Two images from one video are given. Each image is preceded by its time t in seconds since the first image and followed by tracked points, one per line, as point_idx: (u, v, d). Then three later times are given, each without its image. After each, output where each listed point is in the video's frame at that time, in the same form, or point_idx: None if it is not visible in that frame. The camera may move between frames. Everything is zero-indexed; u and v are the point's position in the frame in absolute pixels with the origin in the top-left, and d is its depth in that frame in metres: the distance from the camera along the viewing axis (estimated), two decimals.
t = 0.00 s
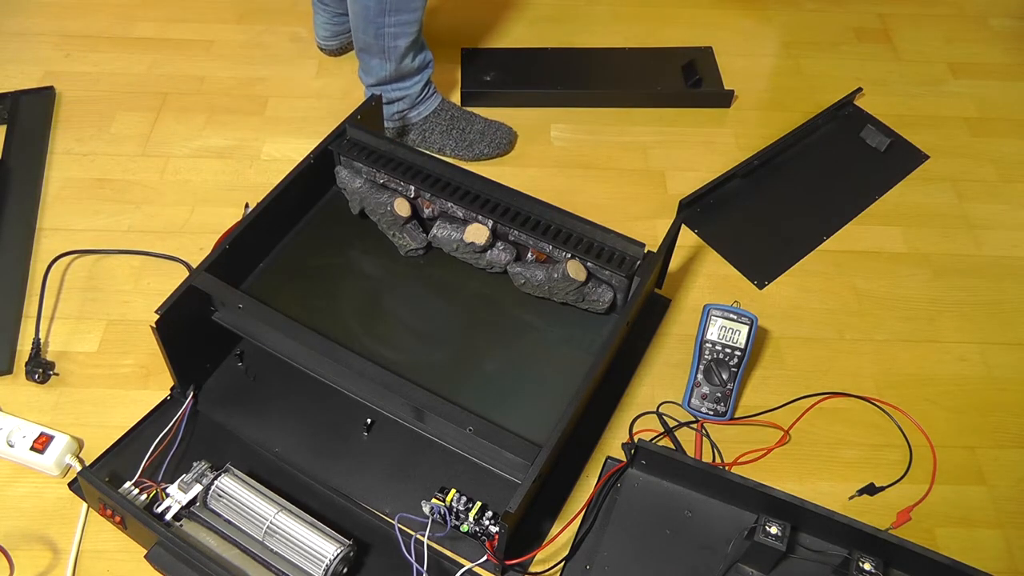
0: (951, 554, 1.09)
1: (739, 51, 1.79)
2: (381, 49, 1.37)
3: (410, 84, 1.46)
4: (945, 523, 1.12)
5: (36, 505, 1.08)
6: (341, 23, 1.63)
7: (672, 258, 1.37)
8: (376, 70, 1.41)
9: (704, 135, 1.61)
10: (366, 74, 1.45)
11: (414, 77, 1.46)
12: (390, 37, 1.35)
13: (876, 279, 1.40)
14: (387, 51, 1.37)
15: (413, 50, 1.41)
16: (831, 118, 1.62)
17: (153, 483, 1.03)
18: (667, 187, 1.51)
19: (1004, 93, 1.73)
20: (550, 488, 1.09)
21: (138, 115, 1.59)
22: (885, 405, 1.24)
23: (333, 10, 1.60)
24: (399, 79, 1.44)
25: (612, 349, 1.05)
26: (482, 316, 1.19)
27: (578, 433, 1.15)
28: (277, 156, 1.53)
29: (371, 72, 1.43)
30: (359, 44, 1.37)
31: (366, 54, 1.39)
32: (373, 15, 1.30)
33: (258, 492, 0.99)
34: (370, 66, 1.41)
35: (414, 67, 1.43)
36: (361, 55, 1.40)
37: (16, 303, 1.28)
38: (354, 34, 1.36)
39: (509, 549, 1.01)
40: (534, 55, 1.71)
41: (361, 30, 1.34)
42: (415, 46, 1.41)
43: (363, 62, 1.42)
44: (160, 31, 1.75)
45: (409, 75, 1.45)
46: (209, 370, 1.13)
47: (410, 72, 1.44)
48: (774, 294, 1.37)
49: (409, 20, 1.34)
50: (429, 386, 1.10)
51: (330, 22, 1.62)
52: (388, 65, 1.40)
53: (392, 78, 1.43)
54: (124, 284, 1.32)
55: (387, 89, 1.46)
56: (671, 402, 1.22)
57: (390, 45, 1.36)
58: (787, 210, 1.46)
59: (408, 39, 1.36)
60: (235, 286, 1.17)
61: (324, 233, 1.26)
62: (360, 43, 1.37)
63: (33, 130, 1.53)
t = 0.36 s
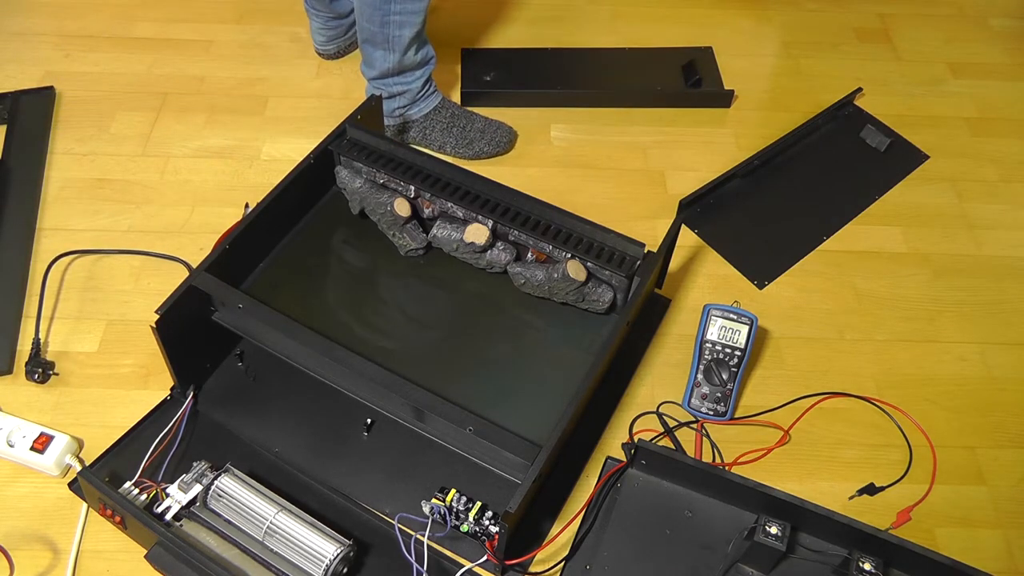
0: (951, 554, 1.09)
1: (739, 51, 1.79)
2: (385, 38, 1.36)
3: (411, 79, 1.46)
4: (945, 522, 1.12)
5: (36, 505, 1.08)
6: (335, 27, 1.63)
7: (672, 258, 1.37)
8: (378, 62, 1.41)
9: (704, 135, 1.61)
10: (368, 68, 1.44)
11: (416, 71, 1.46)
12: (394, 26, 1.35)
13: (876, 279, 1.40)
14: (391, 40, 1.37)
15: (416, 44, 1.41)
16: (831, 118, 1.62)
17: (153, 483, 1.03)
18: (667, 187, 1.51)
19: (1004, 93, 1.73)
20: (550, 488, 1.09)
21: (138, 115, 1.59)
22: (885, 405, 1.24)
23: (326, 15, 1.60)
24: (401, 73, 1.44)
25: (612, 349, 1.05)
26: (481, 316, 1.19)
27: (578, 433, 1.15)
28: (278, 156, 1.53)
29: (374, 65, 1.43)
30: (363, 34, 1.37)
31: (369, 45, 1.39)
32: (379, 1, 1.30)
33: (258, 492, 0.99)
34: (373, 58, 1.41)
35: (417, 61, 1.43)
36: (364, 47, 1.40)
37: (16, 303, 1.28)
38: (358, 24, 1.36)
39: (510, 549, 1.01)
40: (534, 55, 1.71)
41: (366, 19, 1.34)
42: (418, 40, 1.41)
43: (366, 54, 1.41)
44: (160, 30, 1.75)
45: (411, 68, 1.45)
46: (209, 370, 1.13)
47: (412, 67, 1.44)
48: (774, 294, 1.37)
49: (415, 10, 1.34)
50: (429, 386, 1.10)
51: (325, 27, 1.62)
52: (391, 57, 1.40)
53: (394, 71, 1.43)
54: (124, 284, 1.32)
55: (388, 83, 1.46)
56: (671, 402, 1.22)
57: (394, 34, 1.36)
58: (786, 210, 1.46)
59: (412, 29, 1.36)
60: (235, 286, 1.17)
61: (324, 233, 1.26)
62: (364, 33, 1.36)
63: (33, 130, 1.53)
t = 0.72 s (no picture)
0: (951, 554, 1.09)
1: (738, 51, 1.79)
2: (395, 26, 1.36)
3: (415, 70, 1.45)
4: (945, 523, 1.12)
5: (36, 505, 1.08)
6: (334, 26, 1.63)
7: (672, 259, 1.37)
8: (384, 52, 1.41)
9: (704, 135, 1.61)
10: (373, 58, 1.43)
11: (418, 64, 1.46)
12: (404, 13, 1.35)
13: (876, 279, 1.40)
14: (401, 27, 1.37)
15: (422, 35, 1.41)
16: (831, 118, 1.62)
17: (153, 483, 1.03)
18: (667, 187, 1.51)
19: (1004, 93, 1.73)
20: (550, 488, 1.09)
21: (137, 115, 1.59)
22: (885, 405, 1.24)
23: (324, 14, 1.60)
24: (405, 64, 1.44)
25: (612, 349, 1.05)
26: (482, 316, 1.19)
27: (579, 433, 1.15)
28: (278, 156, 1.53)
29: (380, 54, 1.42)
30: (371, 24, 1.36)
31: (376, 35, 1.38)
32: None
33: (258, 492, 0.99)
34: (380, 47, 1.40)
35: (421, 52, 1.43)
36: (371, 36, 1.39)
37: (16, 303, 1.28)
38: (366, 13, 1.35)
39: (509, 549, 1.01)
40: (534, 55, 1.71)
41: (376, 7, 1.34)
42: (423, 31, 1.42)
43: (373, 43, 1.40)
44: (161, 30, 1.75)
45: (415, 60, 1.44)
46: (209, 370, 1.13)
47: (416, 58, 1.44)
48: (774, 294, 1.37)
49: None
50: (429, 386, 1.10)
51: (322, 26, 1.62)
52: (398, 46, 1.40)
53: (401, 61, 1.42)
54: (124, 284, 1.32)
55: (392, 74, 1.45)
56: (671, 402, 1.22)
57: (404, 21, 1.36)
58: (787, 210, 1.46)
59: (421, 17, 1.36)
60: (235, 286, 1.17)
61: (324, 234, 1.26)
62: (373, 22, 1.36)
63: (33, 130, 1.53)
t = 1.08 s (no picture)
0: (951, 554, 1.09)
1: (739, 51, 1.79)
2: (399, 20, 1.37)
3: (418, 66, 1.45)
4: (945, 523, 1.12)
5: (36, 505, 1.08)
6: (334, 26, 1.63)
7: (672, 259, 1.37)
8: (387, 48, 1.41)
9: (704, 135, 1.61)
10: (377, 53, 1.43)
11: (420, 60, 1.45)
12: (408, 7, 1.35)
13: (876, 279, 1.40)
14: (405, 22, 1.37)
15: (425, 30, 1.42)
16: (831, 118, 1.62)
17: (153, 483, 1.03)
18: (667, 187, 1.51)
19: (1004, 93, 1.73)
20: (550, 488, 1.09)
21: (137, 115, 1.59)
22: (885, 405, 1.24)
23: (323, 15, 1.60)
24: (407, 60, 1.44)
25: (612, 349, 1.05)
26: (482, 315, 1.19)
27: (579, 433, 1.15)
28: (278, 156, 1.53)
29: (383, 50, 1.42)
30: (375, 19, 1.37)
31: (380, 30, 1.38)
32: None
33: (258, 492, 0.99)
34: (383, 43, 1.41)
35: (423, 48, 1.43)
36: (374, 31, 1.39)
37: (16, 303, 1.28)
38: (370, 8, 1.36)
39: (509, 549, 1.01)
40: (534, 55, 1.71)
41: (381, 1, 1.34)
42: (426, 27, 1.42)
43: (376, 38, 1.41)
44: (161, 30, 1.75)
45: (417, 56, 1.44)
46: (209, 370, 1.14)
47: (419, 54, 1.44)
48: (774, 294, 1.37)
49: None
50: (429, 386, 1.10)
51: (322, 26, 1.62)
52: (401, 41, 1.40)
53: (405, 56, 1.42)
54: (124, 284, 1.32)
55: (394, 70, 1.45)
56: (671, 402, 1.22)
57: (408, 15, 1.36)
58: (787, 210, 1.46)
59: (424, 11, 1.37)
60: (235, 286, 1.17)
61: (323, 234, 1.26)
62: (377, 17, 1.36)
63: (33, 130, 1.53)
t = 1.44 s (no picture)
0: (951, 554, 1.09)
1: (739, 51, 1.79)
2: (403, 17, 1.37)
3: (421, 64, 1.45)
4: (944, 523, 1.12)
5: (36, 505, 1.08)
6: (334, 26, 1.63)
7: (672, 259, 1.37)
8: (389, 45, 1.41)
9: (704, 135, 1.61)
10: (379, 51, 1.43)
11: (423, 58, 1.45)
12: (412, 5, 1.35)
13: (876, 279, 1.40)
14: (408, 19, 1.37)
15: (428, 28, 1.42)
16: (831, 118, 1.62)
17: (153, 483, 1.03)
18: (667, 187, 1.51)
19: (1004, 93, 1.73)
20: (550, 488, 1.09)
21: (137, 116, 1.59)
22: (885, 405, 1.24)
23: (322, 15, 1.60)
24: (410, 58, 1.44)
25: (612, 349, 1.05)
26: (482, 315, 1.19)
27: (579, 433, 1.15)
28: (278, 156, 1.53)
29: (386, 47, 1.42)
30: (379, 17, 1.37)
31: (383, 28, 1.38)
32: None
33: (258, 492, 0.99)
34: (386, 40, 1.41)
35: (426, 45, 1.43)
36: (378, 28, 1.39)
37: (16, 303, 1.28)
38: (373, 6, 1.36)
39: (509, 549, 1.01)
40: (534, 55, 1.71)
41: None
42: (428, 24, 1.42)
43: (379, 35, 1.40)
44: (161, 30, 1.75)
45: (420, 54, 1.44)
46: (209, 370, 1.13)
47: (422, 52, 1.44)
48: (774, 294, 1.37)
49: None
50: (429, 385, 1.10)
51: (322, 26, 1.62)
52: (405, 39, 1.40)
53: (408, 53, 1.42)
54: (124, 284, 1.32)
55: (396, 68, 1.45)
56: (671, 402, 1.22)
57: (411, 12, 1.36)
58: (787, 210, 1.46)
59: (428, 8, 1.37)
60: (235, 286, 1.17)
61: (323, 234, 1.26)
62: (381, 15, 1.36)
63: (33, 130, 1.53)
